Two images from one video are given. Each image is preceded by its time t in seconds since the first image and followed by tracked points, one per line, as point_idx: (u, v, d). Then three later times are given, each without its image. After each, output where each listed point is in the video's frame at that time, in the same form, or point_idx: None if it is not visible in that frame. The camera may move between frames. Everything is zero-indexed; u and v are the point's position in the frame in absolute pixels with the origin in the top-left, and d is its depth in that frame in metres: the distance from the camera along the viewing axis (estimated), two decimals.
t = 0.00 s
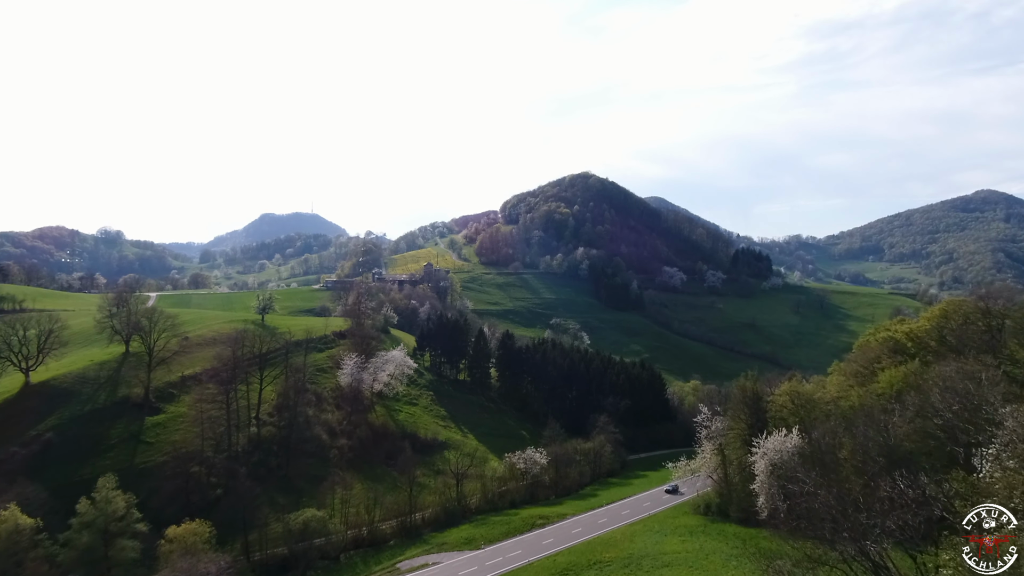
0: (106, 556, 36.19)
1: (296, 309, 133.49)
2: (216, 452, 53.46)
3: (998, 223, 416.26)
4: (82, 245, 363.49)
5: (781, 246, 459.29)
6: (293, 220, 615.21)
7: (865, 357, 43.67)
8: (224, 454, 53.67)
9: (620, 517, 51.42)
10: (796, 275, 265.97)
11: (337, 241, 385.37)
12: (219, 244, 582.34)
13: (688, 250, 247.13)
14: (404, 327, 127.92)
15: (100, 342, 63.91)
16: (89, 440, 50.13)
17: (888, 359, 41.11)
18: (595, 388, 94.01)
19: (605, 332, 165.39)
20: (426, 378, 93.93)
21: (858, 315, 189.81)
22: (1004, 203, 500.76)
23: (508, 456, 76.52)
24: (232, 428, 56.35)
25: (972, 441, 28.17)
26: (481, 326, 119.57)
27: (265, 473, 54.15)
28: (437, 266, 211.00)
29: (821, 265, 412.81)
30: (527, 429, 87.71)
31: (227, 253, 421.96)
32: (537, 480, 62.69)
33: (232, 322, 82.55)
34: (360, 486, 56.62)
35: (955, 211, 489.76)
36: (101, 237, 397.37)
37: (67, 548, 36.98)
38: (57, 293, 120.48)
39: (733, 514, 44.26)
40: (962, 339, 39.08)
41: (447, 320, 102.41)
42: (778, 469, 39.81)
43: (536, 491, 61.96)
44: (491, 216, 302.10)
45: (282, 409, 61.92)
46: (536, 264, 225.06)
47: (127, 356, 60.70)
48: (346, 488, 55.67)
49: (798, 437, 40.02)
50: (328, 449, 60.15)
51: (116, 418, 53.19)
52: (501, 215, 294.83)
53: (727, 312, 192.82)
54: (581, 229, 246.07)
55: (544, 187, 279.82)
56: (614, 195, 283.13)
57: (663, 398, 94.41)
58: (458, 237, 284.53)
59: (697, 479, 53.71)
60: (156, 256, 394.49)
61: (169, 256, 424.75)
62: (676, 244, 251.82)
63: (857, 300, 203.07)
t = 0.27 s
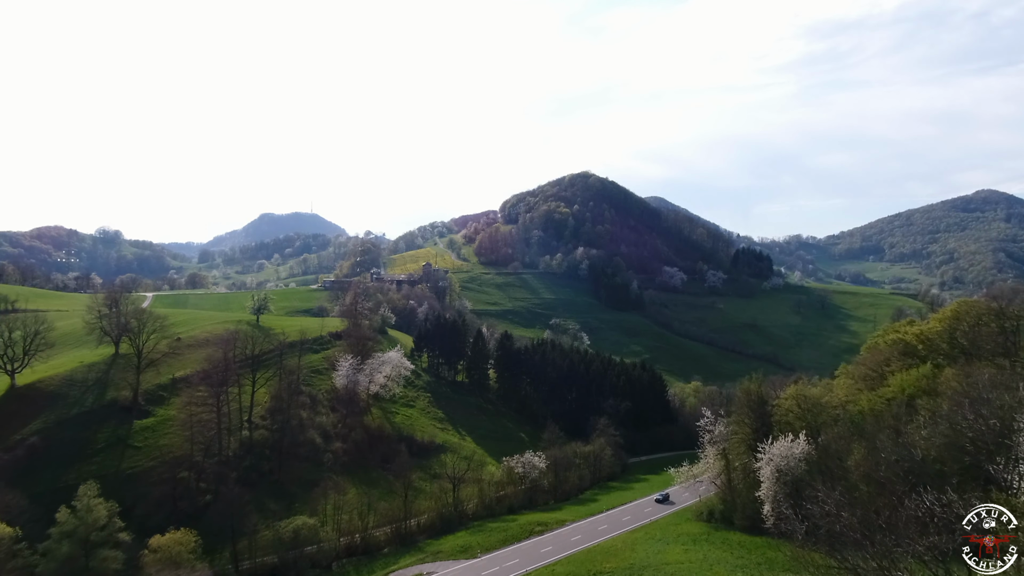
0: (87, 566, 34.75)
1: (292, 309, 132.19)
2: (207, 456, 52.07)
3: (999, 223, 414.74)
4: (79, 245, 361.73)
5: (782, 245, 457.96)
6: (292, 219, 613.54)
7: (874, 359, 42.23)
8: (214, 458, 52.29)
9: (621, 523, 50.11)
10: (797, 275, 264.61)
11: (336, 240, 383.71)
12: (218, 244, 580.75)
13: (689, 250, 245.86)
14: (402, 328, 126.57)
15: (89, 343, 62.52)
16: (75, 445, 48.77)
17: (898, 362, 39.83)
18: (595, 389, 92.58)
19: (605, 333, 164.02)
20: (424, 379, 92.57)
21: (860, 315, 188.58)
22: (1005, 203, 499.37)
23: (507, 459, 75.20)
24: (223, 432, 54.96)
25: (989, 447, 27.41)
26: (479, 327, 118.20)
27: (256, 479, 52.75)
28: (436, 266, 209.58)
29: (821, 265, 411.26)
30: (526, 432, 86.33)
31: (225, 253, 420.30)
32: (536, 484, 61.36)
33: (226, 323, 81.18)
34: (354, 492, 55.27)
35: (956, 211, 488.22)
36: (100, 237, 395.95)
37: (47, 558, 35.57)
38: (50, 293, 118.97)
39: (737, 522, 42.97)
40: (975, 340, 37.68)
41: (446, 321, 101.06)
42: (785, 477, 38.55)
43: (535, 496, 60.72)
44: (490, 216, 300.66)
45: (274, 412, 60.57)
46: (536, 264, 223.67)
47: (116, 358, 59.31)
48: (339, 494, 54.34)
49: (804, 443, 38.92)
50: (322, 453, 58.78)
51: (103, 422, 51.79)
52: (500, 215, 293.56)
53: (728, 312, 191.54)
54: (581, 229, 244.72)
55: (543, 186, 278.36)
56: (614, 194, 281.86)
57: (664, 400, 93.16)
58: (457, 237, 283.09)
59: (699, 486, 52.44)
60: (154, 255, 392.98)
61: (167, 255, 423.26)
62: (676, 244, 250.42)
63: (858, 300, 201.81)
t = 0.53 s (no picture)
0: None
1: (290, 309, 131.13)
2: (198, 460, 50.87)
3: (1000, 223, 413.61)
4: (78, 245, 360.30)
5: (782, 246, 456.68)
6: (291, 219, 612.24)
7: (883, 362, 41.02)
8: (205, 462, 51.11)
9: (621, 529, 48.86)
10: (798, 276, 263.47)
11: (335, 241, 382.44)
12: (217, 244, 579.52)
13: (689, 250, 244.73)
14: (401, 328, 125.44)
15: (80, 344, 61.39)
16: (63, 449, 47.61)
17: (907, 365, 38.59)
18: (595, 391, 91.39)
19: (605, 333, 162.89)
20: (421, 380, 91.43)
21: (861, 315, 187.54)
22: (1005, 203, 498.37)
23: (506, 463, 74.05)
24: (215, 435, 53.80)
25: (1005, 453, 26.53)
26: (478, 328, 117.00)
27: (248, 484, 51.55)
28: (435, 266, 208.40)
29: (822, 265, 410.05)
30: (525, 434, 85.14)
31: (224, 253, 419.07)
32: (535, 488, 60.14)
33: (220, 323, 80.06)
34: (349, 497, 54.14)
35: (957, 211, 487.07)
36: (99, 237, 394.81)
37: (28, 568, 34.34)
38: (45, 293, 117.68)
39: (742, 529, 41.72)
40: (987, 342, 36.38)
41: (444, 322, 99.96)
42: (791, 483, 37.35)
43: (534, 500, 59.58)
44: (490, 216, 299.49)
45: (268, 415, 59.40)
46: (535, 264, 222.50)
47: (106, 359, 58.15)
48: (333, 499, 53.13)
49: (811, 449, 37.71)
50: (316, 457, 57.62)
51: (91, 425, 50.61)
52: (500, 214, 292.55)
53: (728, 313, 190.42)
54: (581, 229, 243.60)
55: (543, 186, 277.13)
56: (614, 194, 280.83)
57: (664, 401, 92.03)
58: (457, 237, 281.92)
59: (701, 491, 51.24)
60: (153, 256, 391.76)
61: (167, 256, 422.00)
62: (676, 244, 249.27)
63: (859, 300, 200.74)
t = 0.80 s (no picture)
0: None
1: (287, 309, 129.90)
2: (187, 466, 49.53)
3: (1000, 223, 412.43)
4: (77, 245, 358.88)
5: (782, 246, 455.48)
6: (291, 219, 611.18)
7: (893, 365, 39.71)
8: (194, 468, 49.74)
9: (622, 537, 47.53)
10: (798, 276, 262.20)
11: (334, 241, 381.03)
12: (216, 244, 578.37)
13: (689, 250, 243.50)
14: (398, 329, 124.08)
15: (67, 346, 59.97)
16: (46, 454, 46.21)
17: (919, 369, 37.32)
18: (595, 392, 90.00)
19: (605, 334, 161.61)
20: (419, 382, 90.02)
21: (863, 315, 186.29)
22: (1006, 203, 497.35)
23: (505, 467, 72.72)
24: (206, 439, 52.46)
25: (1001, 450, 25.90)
26: (477, 328, 115.62)
27: (239, 490, 50.28)
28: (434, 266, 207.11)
29: (822, 265, 408.90)
30: (524, 437, 83.77)
31: (224, 253, 417.68)
32: (533, 494, 58.77)
33: (214, 325, 78.76)
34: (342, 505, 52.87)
35: (957, 211, 486.01)
36: (97, 237, 393.66)
37: None
38: (38, 293, 116.17)
39: (747, 537, 40.36)
40: (1004, 344, 34.96)
41: (442, 322, 98.64)
42: (798, 490, 35.96)
43: (532, 506, 58.26)
44: (489, 216, 298.26)
45: (260, 418, 58.00)
46: (535, 264, 221.18)
47: (94, 362, 56.78)
48: (326, 506, 51.69)
49: (818, 454, 36.36)
50: (310, 461, 56.43)
51: (77, 429, 49.20)
52: (500, 214, 291.23)
53: (729, 313, 189.22)
54: (581, 229, 242.36)
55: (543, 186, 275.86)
56: (614, 194, 279.53)
57: (666, 404, 90.64)
58: (456, 237, 280.64)
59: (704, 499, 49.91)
60: (152, 256, 390.50)
61: (165, 256, 420.53)
62: (677, 244, 248.02)
63: (861, 301, 199.44)
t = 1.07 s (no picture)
0: None
1: (284, 310, 128.44)
2: (175, 471, 48.13)
3: (1001, 223, 410.97)
4: (76, 244, 357.17)
5: (783, 246, 453.96)
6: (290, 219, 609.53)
7: (904, 367, 38.30)
8: (183, 473, 48.34)
9: (623, 545, 46.17)
10: (799, 276, 260.79)
11: (333, 241, 379.41)
12: (215, 244, 576.77)
13: (690, 250, 242.09)
14: (396, 329, 122.60)
15: (54, 347, 58.44)
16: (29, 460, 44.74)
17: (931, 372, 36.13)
18: (595, 394, 88.62)
19: (605, 334, 160.17)
20: (416, 384, 88.61)
21: (864, 315, 185.06)
22: (1007, 203, 495.96)
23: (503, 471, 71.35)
24: (195, 444, 51.04)
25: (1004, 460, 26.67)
26: (475, 329, 114.15)
27: (228, 497, 48.83)
28: (433, 266, 205.59)
29: (822, 265, 407.37)
30: (523, 439, 82.42)
31: (222, 253, 416.03)
32: (532, 499, 57.33)
33: (207, 327, 77.31)
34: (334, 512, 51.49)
35: (958, 211, 484.51)
36: (96, 237, 392.29)
37: None
38: (31, 293, 114.57)
39: (753, 546, 38.90)
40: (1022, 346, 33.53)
41: (440, 323, 97.24)
42: (806, 499, 34.60)
43: (531, 512, 56.91)
44: (489, 216, 296.70)
45: (251, 421, 56.58)
46: (534, 264, 219.70)
47: (81, 364, 55.30)
48: (318, 513, 50.30)
49: (827, 461, 35.07)
50: (303, 466, 55.08)
51: (61, 434, 47.72)
52: (499, 214, 289.71)
53: (730, 313, 187.87)
54: (581, 228, 240.98)
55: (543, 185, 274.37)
56: (614, 193, 278.10)
57: (667, 405, 89.28)
58: (455, 237, 279.09)
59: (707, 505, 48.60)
60: (151, 256, 389.00)
61: (164, 256, 418.85)
62: (677, 244, 246.61)
63: (862, 300, 198.16)
